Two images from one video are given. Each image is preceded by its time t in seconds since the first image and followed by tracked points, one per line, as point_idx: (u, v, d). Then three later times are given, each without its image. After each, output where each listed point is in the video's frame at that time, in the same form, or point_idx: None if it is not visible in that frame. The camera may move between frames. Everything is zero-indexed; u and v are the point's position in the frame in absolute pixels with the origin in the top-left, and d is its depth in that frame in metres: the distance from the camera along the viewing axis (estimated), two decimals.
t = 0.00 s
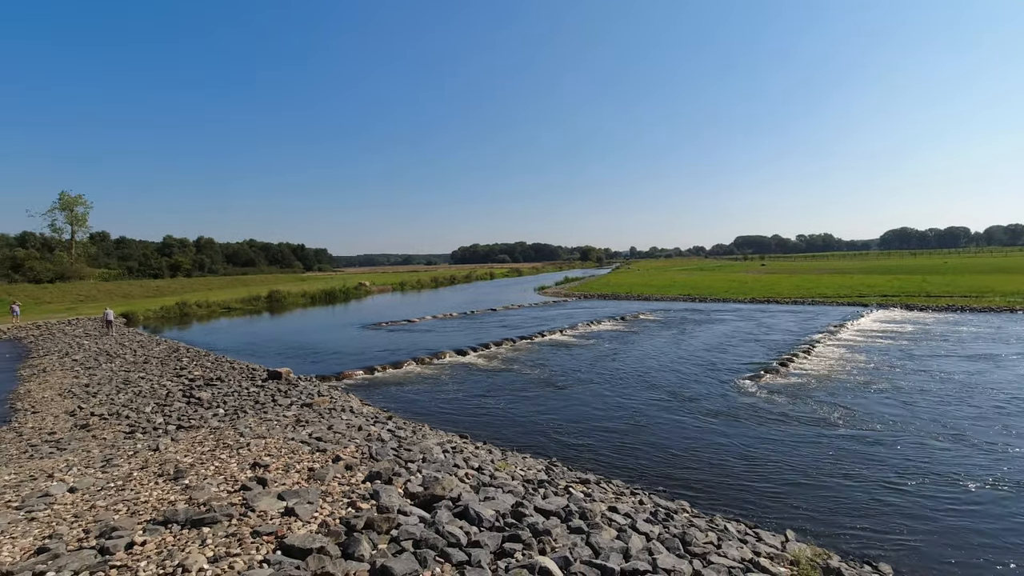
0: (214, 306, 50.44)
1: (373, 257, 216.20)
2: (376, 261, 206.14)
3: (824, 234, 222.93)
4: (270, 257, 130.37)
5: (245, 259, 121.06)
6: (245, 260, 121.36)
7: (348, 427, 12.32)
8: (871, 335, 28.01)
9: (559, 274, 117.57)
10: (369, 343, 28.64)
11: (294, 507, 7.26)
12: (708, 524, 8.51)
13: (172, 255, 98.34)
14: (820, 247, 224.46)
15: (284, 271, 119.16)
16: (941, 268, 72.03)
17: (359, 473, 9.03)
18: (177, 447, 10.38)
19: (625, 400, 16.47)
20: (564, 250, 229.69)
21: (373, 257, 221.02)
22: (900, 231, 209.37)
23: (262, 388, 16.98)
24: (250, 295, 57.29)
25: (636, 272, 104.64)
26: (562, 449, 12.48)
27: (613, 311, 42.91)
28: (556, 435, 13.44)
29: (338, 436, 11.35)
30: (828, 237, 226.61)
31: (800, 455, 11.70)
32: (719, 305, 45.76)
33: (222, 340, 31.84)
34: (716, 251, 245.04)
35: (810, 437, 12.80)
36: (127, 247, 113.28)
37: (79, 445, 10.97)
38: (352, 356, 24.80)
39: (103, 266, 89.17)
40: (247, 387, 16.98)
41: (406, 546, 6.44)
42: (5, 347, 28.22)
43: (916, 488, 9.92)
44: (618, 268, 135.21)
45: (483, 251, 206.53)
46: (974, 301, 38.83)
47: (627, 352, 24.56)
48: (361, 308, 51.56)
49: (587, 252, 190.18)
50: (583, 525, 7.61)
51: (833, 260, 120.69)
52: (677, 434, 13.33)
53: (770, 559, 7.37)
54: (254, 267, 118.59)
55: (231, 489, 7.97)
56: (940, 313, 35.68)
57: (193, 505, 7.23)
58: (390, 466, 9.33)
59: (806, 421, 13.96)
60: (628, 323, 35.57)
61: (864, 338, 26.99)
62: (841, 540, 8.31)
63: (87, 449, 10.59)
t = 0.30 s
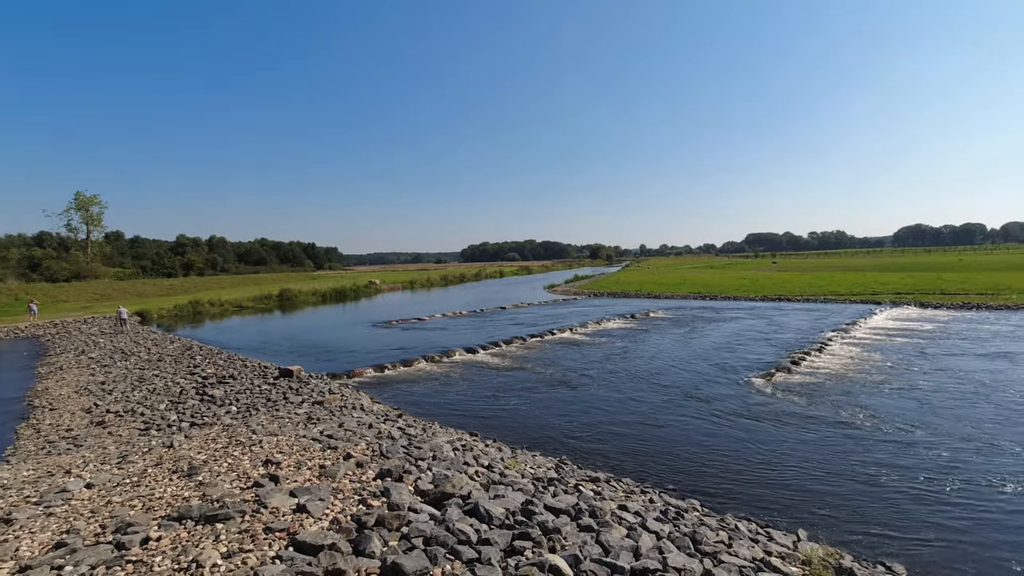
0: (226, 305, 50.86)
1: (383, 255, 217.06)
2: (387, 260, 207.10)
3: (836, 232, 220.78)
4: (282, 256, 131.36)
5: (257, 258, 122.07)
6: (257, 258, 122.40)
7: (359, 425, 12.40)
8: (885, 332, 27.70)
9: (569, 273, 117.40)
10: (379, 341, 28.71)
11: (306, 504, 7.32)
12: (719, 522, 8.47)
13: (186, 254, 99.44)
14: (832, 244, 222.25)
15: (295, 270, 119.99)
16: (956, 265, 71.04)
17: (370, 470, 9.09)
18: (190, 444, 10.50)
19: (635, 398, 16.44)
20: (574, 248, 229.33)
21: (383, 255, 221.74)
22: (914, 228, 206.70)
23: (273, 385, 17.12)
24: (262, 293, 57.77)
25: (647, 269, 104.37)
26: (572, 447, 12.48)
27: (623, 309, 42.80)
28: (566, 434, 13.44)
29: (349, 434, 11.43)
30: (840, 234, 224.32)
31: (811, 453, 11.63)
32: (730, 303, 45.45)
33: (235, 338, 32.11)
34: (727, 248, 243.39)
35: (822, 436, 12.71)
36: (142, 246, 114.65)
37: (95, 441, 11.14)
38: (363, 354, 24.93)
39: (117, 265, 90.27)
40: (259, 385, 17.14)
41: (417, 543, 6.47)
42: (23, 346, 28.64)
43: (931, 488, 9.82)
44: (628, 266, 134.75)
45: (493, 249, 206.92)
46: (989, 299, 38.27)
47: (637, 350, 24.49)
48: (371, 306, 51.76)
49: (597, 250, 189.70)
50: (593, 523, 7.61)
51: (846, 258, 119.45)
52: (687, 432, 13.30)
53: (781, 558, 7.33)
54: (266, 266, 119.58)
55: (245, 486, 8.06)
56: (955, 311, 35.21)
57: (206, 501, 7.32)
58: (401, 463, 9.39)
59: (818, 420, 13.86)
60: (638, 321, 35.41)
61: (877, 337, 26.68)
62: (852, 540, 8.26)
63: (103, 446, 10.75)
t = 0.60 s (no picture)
0: (233, 304, 51.09)
1: (388, 254, 217.59)
2: (392, 259, 207.52)
3: (844, 230, 219.41)
4: (288, 255, 131.84)
5: (263, 257, 122.54)
6: (263, 258, 122.90)
7: (364, 424, 12.44)
8: (893, 332, 27.57)
9: (574, 272, 117.32)
10: (385, 341, 28.77)
11: (312, 502, 7.36)
12: (725, 522, 8.45)
13: (193, 254, 99.91)
14: (839, 243, 220.89)
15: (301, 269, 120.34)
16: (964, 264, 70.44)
17: (375, 469, 9.12)
18: (198, 442, 10.57)
19: (641, 398, 16.41)
20: (580, 247, 229.21)
21: (388, 254, 222.11)
22: (922, 226, 205.20)
23: (280, 384, 17.18)
24: (268, 292, 57.99)
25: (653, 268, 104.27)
26: (577, 447, 12.48)
27: (628, 308, 42.72)
28: (571, 433, 13.45)
29: (355, 432, 11.46)
30: (847, 232, 223.02)
31: (818, 453, 11.59)
32: (736, 302, 45.27)
33: (241, 337, 32.26)
34: (733, 247, 242.38)
35: (828, 435, 12.67)
36: (150, 246, 115.44)
37: (103, 439, 11.22)
38: (369, 353, 25.00)
39: (125, 265, 90.86)
40: (265, 383, 17.23)
41: (422, 542, 6.49)
42: (33, 344, 28.89)
43: (938, 488, 9.76)
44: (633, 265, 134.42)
45: (498, 248, 206.93)
46: (998, 298, 37.96)
47: (642, 349, 24.46)
48: (377, 306, 51.88)
49: (603, 250, 189.34)
50: (598, 522, 7.61)
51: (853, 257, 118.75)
52: (694, 432, 13.26)
53: (787, 558, 7.30)
54: (272, 266, 119.97)
55: (251, 484, 8.10)
56: (963, 310, 34.97)
57: (213, 499, 7.36)
58: (407, 462, 9.41)
59: (825, 420, 13.82)
60: (644, 320, 35.30)
61: (885, 336, 26.50)
62: (859, 540, 8.21)
63: (111, 444, 10.83)
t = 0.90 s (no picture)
0: (235, 304, 51.16)
1: (391, 255, 217.73)
2: (394, 260, 207.72)
3: (846, 231, 219.04)
4: (290, 256, 132.06)
5: (266, 258, 122.77)
6: (266, 259, 123.14)
7: (366, 425, 12.46)
8: (895, 333, 27.56)
9: (576, 273, 117.31)
10: (386, 341, 28.78)
11: (314, 503, 7.37)
12: (726, 524, 8.44)
13: (195, 254, 100.11)
14: (842, 244, 220.55)
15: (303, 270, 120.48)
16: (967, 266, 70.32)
17: (377, 469, 9.12)
18: (200, 443, 10.58)
19: (643, 399, 16.41)
20: (582, 248, 229.24)
21: (390, 255, 222.23)
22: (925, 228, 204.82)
23: (282, 385, 17.21)
24: (270, 292, 58.11)
25: (655, 269, 104.24)
26: (579, 448, 12.50)
27: (631, 310, 42.67)
28: (573, 434, 13.45)
29: (357, 433, 11.47)
30: (850, 234, 222.71)
31: (820, 454, 11.59)
32: (738, 304, 45.24)
33: (244, 338, 32.30)
34: (735, 248, 242.15)
35: (831, 436, 12.66)
36: (152, 246, 115.84)
37: (106, 440, 11.26)
38: (371, 354, 25.03)
39: (128, 265, 91.05)
40: (267, 384, 17.25)
41: (423, 543, 6.49)
42: (36, 344, 28.99)
43: (942, 490, 9.74)
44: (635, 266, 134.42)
45: (500, 249, 207.13)
46: (1001, 299, 37.90)
47: (644, 350, 24.53)
48: (379, 306, 51.93)
49: (605, 251, 189.34)
50: (600, 524, 7.60)
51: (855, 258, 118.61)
52: (696, 433, 13.26)
53: (789, 560, 7.29)
54: (275, 266, 120.17)
55: (253, 485, 8.11)
56: (966, 312, 34.93)
57: (215, 500, 7.37)
58: (408, 463, 9.42)
59: (826, 421, 13.82)
60: (646, 321, 35.33)
61: (887, 337, 26.49)
62: (861, 542, 8.20)
63: (114, 444, 10.86)
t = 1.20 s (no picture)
0: (234, 307, 51.11)
1: (390, 258, 218.00)
2: (394, 262, 208.24)
3: (844, 235, 219.79)
4: (289, 259, 132.07)
5: (265, 260, 122.79)
6: (264, 261, 123.15)
7: (364, 428, 12.45)
8: (894, 337, 27.57)
9: (575, 276, 117.30)
10: (385, 344, 28.80)
11: (312, 506, 7.35)
12: (725, 528, 8.43)
13: (194, 257, 100.15)
14: (840, 248, 220.94)
15: (302, 272, 120.43)
16: (965, 269, 70.33)
17: (375, 473, 9.11)
18: (198, 446, 10.57)
19: (642, 402, 16.41)
20: (581, 251, 229.39)
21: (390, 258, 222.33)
22: (923, 232, 205.16)
23: (280, 388, 17.20)
24: (270, 295, 58.14)
25: (654, 273, 104.30)
26: (578, 451, 12.48)
27: (630, 313, 42.69)
28: (572, 437, 13.43)
29: (355, 436, 11.46)
30: (848, 238, 223.07)
31: (818, 458, 11.59)
32: (737, 307, 45.21)
33: (242, 340, 32.30)
34: (734, 252, 242.36)
35: (830, 440, 12.67)
36: (151, 249, 115.80)
37: (104, 443, 11.24)
38: (370, 357, 25.03)
39: (127, 267, 91.02)
40: (266, 387, 17.25)
41: (422, 546, 6.48)
42: (34, 346, 28.97)
43: (942, 493, 9.73)
44: (634, 270, 134.46)
45: (499, 252, 207.54)
46: (1000, 303, 37.92)
47: (643, 353, 24.53)
48: (378, 309, 51.93)
49: (604, 254, 189.58)
50: (599, 527, 7.58)
51: (853, 261, 118.66)
52: (694, 436, 13.26)
53: (789, 564, 7.27)
54: (273, 269, 120.15)
55: (251, 488, 8.09)
56: (964, 315, 34.95)
57: (213, 503, 7.35)
58: (407, 466, 9.40)
59: (825, 424, 13.84)
60: (645, 324, 35.33)
61: (887, 341, 26.50)
62: (860, 546, 8.19)
63: (112, 447, 10.84)
